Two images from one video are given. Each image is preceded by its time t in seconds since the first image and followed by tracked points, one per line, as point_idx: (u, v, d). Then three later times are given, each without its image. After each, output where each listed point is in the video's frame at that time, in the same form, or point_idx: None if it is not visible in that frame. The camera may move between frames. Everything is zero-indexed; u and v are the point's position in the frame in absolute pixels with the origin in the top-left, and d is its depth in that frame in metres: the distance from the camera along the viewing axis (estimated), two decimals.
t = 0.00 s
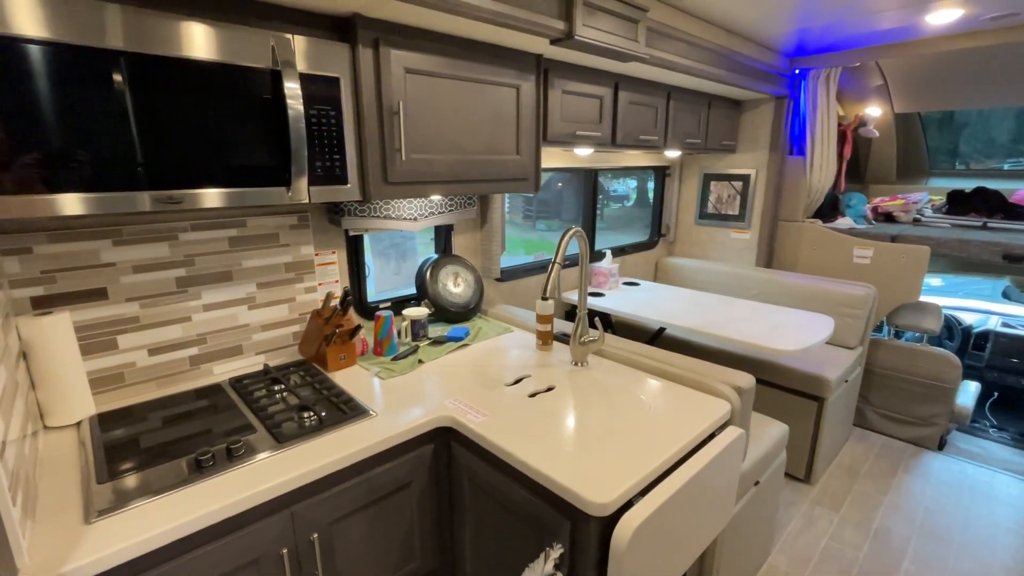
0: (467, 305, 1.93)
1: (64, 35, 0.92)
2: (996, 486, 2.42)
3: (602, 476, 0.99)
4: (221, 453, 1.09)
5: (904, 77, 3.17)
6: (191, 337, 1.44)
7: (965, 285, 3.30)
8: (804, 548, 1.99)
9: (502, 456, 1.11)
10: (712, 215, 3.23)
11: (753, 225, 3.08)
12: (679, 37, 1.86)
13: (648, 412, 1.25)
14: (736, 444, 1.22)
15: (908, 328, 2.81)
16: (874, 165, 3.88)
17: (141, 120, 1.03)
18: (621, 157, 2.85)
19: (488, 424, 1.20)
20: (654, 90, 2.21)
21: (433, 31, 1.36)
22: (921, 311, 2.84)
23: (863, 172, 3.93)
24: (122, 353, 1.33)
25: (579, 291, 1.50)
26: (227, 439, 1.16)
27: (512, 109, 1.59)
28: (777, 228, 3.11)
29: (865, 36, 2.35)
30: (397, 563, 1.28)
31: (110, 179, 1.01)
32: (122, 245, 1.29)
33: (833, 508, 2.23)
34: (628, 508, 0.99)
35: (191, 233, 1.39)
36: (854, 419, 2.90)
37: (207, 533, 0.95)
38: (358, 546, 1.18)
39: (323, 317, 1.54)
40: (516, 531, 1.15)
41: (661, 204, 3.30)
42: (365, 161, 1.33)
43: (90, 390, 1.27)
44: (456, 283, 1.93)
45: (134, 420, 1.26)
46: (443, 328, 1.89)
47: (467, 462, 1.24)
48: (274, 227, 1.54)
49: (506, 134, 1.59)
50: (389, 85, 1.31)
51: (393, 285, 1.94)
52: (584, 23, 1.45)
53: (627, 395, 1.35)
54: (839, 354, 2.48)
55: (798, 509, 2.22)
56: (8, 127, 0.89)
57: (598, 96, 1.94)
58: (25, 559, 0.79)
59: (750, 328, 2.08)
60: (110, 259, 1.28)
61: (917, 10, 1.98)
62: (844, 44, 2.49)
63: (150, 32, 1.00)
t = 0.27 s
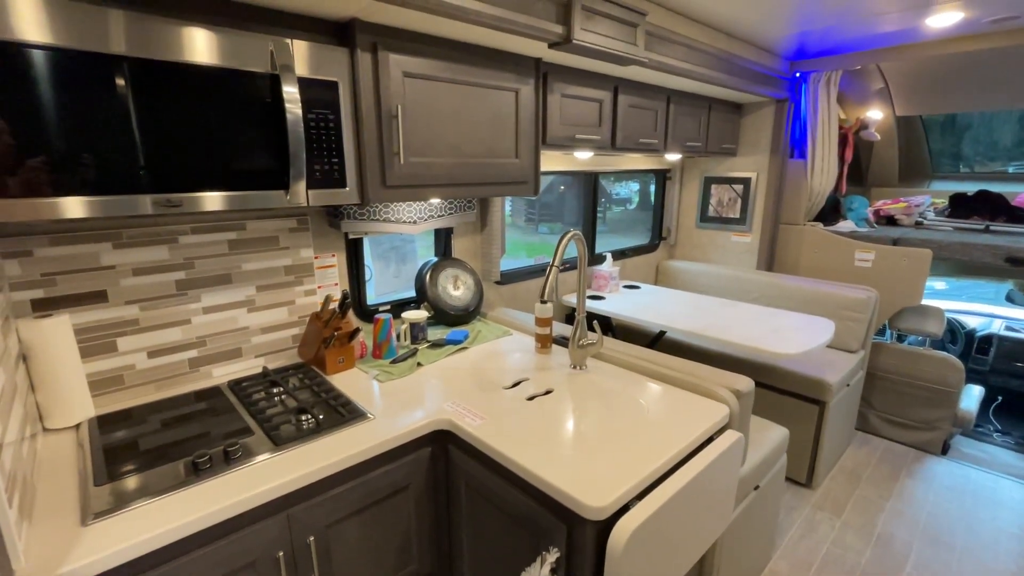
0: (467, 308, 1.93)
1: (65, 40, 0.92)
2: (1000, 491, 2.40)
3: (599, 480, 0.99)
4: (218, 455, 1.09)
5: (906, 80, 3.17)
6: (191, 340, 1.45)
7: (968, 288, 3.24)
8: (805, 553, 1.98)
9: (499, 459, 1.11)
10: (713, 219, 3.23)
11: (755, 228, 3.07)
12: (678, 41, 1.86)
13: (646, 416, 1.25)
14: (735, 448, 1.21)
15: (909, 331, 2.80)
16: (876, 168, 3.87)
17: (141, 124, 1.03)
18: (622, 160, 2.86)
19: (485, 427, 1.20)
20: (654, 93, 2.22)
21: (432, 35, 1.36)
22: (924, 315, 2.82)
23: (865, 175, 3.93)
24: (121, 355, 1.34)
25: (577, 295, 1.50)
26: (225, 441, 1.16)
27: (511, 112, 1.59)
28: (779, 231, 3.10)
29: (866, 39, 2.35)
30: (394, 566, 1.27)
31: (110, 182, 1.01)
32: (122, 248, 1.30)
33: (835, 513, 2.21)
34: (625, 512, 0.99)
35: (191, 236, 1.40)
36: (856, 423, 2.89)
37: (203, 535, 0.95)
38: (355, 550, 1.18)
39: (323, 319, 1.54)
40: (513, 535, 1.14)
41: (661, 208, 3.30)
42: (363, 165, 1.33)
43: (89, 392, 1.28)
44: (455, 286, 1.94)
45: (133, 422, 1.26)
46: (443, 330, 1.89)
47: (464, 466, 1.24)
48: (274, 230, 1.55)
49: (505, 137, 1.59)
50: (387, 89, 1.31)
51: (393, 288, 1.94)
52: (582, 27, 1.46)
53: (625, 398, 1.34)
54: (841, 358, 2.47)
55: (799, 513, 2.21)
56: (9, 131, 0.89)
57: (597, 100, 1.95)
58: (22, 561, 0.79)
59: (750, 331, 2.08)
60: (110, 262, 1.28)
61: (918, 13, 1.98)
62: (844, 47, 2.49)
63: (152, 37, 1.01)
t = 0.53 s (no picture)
0: (465, 310, 1.93)
1: (64, 44, 0.93)
2: (1000, 494, 2.39)
3: (594, 483, 0.99)
4: (214, 458, 1.09)
5: (904, 84, 3.17)
6: (188, 343, 1.45)
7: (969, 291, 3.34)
8: (804, 557, 1.97)
9: (495, 462, 1.11)
10: (712, 222, 3.23)
11: (753, 231, 3.07)
12: (675, 45, 1.87)
13: (642, 418, 1.25)
14: (731, 451, 1.21)
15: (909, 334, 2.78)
16: (875, 171, 3.87)
17: (139, 127, 1.04)
18: (620, 163, 2.87)
19: (481, 430, 1.20)
20: (652, 97, 2.22)
21: (429, 38, 1.37)
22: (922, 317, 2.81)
23: (864, 177, 3.93)
24: (119, 358, 1.34)
25: (574, 298, 1.50)
26: (221, 444, 1.16)
27: (508, 116, 1.60)
28: (777, 234, 3.10)
29: (863, 43, 2.36)
30: (390, 570, 1.27)
31: (108, 185, 1.02)
32: (120, 251, 1.30)
33: (834, 516, 2.21)
34: (620, 515, 0.99)
35: (189, 239, 1.40)
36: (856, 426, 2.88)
37: (198, 538, 0.95)
38: (351, 552, 1.18)
39: (321, 322, 1.55)
40: (509, 538, 1.14)
41: (660, 211, 3.30)
42: (360, 168, 1.33)
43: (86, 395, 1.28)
44: (454, 289, 1.94)
45: (130, 425, 1.27)
46: (441, 333, 1.89)
47: (461, 468, 1.24)
48: (272, 233, 1.55)
49: (502, 141, 1.60)
50: (385, 92, 1.32)
51: (391, 291, 1.95)
52: (579, 31, 1.46)
53: (622, 401, 1.34)
54: (839, 360, 2.47)
55: (798, 516, 2.20)
56: (7, 134, 0.90)
57: (595, 103, 1.95)
58: (17, 563, 0.79)
59: (748, 334, 2.07)
60: (108, 265, 1.29)
61: (914, 16, 1.98)
62: (842, 50, 2.50)
63: (150, 42, 1.01)
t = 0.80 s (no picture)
0: (461, 313, 1.93)
1: (59, 47, 0.93)
2: (996, 496, 2.40)
3: (588, 485, 0.99)
4: (208, 461, 1.09)
5: (899, 87, 3.19)
6: (183, 345, 1.45)
7: (963, 293, 3.35)
8: (800, 559, 1.97)
9: (490, 464, 1.11)
10: (709, 224, 3.24)
11: (749, 233, 3.08)
12: (670, 48, 1.88)
13: (637, 421, 1.25)
14: (726, 453, 1.21)
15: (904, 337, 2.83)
16: (871, 174, 3.89)
17: (134, 130, 1.04)
18: (617, 166, 2.87)
19: (476, 432, 1.20)
20: (647, 100, 2.23)
21: (424, 42, 1.37)
22: (918, 319, 2.84)
23: (859, 179, 3.96)
24: (114, 361, 1.34)
25: (570, 300, 1.50)
26: (215, 447, 1.16)
27: (503, 119, 1.60)
28: (774, 236, 3.11)
29: (857, 46, 2.37)
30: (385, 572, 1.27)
31: (102, 187, 1.02)
32: (115, 253, 1.30)
33: (831, 518, 2.21)
34: (614, 517, 0.99)
35: (184, 241, 1.40)
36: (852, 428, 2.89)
37: (191, 541, 0.95)
38: (345, 555, 1.18)
39: (316, 324, 1.54)
40: (504, 540, 1.14)
41: (657, 213, 3.31)
42: (356, 170, 1.34)
43: (80, 398, 1.28)
44: (450, 291, 1.94)
45: (125, 427, 1.26)
46: (437, 335, 1.89)
47: (455, 471, 1.24)
48: (268, 236, 1.55)
49: (498, 143, 1.60)
50: (380, 95, 1.32)
51: (387, 293, 1.94)
52: (574, 35, 1.47)
53: (617, 403, 1.34)
54: (835, 362, 2.47)
55: (794, 518, 2.20)
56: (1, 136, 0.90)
57: (591, 106, 1.96)
58: (9, 566, 0.78)
59: (744, 336, 2.08)
60: (102, 267, 1.29)
61: (908, 20, 2.00)
62: (837, 53, 2.51)
63: (145, 44, 1.01)
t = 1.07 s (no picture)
0: (455, 314, 1.93)
1: (50, 48, 0.92)
2: (987, 495, 2.42)
3: (581, 486, 0.99)
4: (200, 463, 1.09)
5: (889, 89, 3.22)
6: (175, 347, 1.44)
7: (955, 294, 3.28)
8: (793, 559, 1.98)
9: (483, 465, 1.11)
10: (702, 226, 3.26)
11: (743, 235, 3.10)
12: (663, 51, 1.89)
13: (630, 421, 1.25)
14: (718, 453, 1.22)
15: (897, 337, 2.84)
16: (863, 176, 3.92)
17: (127, 132, 1.03)
18: (611, 167, 2.88)
19: (470, 434, 1.20)
20: (641, 102, 2.24)
21: (417, 44, 1.38)
22: (909, 319, 2.85)
23: (852, 181, 3.98)
24: (105, 363, 1.33)
25: (563, 301, 1.51)
26: (207, 449, 1.15)
27: (497, 120, 1.61)
28: (767, 238, 3.13)
29: (848, 49, 2.39)
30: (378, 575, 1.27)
31: (93, 189, 1.01)
32: (106, 255, 1.29)
33: (824, 518, 2.22)
34: (607, 517, 0.99)
35: (176, 243, 1.39)
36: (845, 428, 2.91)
37: (182, 544, 0.94)
38: (338, 558, 1.18)
39: (309, 326, 1.54)
40: (497, 541, 1.14)
41: (651, 215, 3.33)
42: (349, 172, 1.34)
43: (71, 400, 1.27)
44: (444, 292, 1.94)
45: (116, 430, 1.25)
46: (431, 337, 1.89)
47: (449, 472, 1.24)
48: (261, 237, 1.55)
49: (491, 145, 1.61)
50: (373, 97, 1.32)
51: (381, 295, 1.94)
52: (566, 37, 1.48)
53: (611, 404, 1.35)
54: (828, 363, 2.49)
55: (787, 518, 2.21)
56: None
57: (584, 108, 1.97)
58: None
59: (738, 337, 2.09)
60: (93, 269, 1.28)
61: (898, 24, 2.02)
62: (828, 56, 2.53)
63: (137, 45, 1.01)
